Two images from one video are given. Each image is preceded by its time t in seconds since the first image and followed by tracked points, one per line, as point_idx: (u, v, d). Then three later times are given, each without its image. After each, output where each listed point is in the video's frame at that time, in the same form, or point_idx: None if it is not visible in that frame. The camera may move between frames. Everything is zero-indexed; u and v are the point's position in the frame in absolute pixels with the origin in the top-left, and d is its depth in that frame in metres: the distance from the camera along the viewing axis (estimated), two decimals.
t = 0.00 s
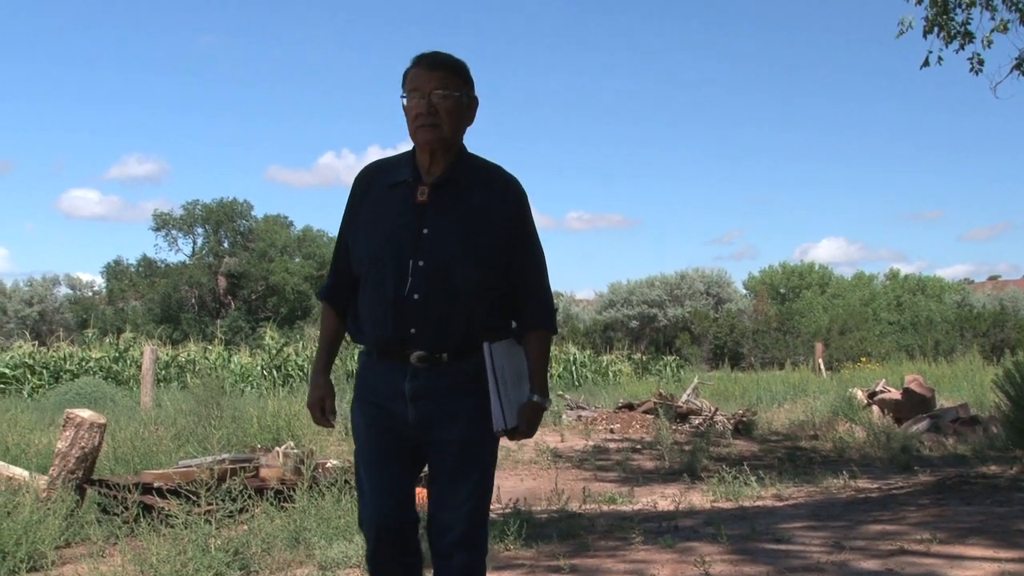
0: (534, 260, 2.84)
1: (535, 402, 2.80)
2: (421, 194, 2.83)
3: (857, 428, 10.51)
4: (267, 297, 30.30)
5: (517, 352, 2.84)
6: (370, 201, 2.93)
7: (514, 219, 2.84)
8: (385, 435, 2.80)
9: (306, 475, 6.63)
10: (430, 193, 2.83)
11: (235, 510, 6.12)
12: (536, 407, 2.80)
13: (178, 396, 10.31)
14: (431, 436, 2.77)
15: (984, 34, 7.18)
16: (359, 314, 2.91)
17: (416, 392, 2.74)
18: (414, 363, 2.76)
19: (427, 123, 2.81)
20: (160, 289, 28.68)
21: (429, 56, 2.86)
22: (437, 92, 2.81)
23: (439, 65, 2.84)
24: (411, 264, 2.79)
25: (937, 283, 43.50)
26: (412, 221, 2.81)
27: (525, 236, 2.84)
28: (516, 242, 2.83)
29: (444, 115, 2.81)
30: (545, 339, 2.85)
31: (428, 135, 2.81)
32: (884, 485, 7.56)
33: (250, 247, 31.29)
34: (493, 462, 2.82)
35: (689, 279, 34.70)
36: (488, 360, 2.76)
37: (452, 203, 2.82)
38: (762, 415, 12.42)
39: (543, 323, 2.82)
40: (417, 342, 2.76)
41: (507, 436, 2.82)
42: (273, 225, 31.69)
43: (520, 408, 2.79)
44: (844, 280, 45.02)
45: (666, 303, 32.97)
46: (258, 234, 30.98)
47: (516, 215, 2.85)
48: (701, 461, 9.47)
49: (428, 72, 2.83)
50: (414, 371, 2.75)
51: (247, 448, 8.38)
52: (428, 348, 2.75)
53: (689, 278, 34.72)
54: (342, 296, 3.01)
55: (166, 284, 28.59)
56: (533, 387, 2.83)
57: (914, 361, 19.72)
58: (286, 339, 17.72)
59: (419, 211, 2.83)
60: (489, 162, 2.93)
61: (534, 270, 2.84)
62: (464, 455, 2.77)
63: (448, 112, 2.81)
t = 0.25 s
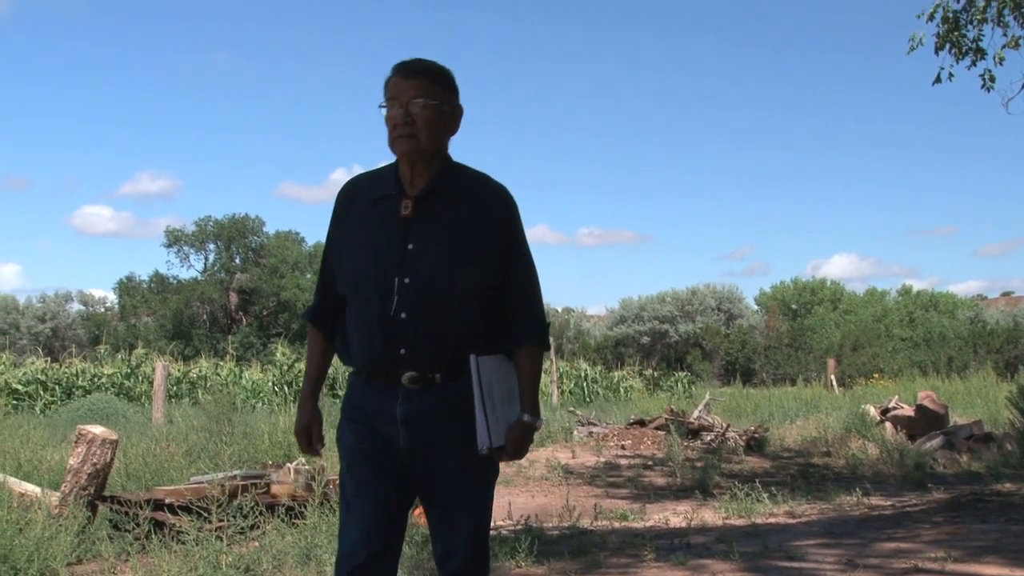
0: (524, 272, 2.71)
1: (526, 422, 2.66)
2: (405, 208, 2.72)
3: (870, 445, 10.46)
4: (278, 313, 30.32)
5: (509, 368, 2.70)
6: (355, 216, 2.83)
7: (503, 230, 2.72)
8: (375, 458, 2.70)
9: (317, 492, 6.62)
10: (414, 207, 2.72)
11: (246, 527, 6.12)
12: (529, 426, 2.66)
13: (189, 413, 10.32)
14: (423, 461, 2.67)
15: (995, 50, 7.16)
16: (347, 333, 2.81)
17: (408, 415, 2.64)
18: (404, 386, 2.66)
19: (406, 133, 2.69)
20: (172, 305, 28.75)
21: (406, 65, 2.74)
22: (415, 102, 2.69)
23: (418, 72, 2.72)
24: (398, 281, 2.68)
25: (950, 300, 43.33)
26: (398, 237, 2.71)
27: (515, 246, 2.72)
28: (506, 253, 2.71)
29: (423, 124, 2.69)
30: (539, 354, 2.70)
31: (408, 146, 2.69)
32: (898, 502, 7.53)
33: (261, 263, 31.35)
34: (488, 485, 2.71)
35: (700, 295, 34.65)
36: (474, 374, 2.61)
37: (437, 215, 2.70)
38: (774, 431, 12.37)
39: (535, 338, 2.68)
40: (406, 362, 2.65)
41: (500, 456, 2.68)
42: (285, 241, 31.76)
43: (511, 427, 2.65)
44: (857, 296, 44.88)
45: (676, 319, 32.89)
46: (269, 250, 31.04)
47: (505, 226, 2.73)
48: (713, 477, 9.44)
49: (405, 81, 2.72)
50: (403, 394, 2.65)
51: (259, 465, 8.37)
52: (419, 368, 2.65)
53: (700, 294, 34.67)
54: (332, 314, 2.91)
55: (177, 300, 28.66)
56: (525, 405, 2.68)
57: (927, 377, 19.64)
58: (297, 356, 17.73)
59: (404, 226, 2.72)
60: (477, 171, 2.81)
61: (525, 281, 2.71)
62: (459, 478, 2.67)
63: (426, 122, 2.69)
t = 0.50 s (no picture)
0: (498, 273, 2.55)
1: (507, 431, 2.49)
2: (369, 209, 2.56)
3: (883, 460, 10.41)
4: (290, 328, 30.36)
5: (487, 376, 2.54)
6: (319, 221, 2.69)
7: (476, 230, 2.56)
8: (348, 474, 2.54)
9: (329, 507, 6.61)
10: (379, 209, 2.57)
11: (258, 541, 6.18)
12: (509, 435, 2.48)
13: (201, 427, 10.34)
14: (398, 477, 2.51)
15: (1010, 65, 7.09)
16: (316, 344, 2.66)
17: (378, 429, 2.48)
18: (375, 397, 2.50)
19: (363, 133, 2.54)
20: (185, 320, 28.84)
21: (360, 62, 2.59)
22: (370, 98, 2.53)
23: (373, 68, 2.56)
24: (363, 286, 2.53)
25: (963, 314, 43.19)
26: (364, 240, 2.55)
27: (488, 246, 2.56)
28: (477, 256, 2.55)
29: (379, 122, 2.52)
30: (516, 359, 2.54)
31: (366, 146, 2.54)
32: (912, 518, 7.48)
33: (273, 278, 31.42)
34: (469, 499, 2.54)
35: (712, 309, 34.61)
36: (449, 383, 2.47)
37: (403, 215, 2.55)
38: (786, 446, 12.33)
39: (511, 341, 2.52)
40: (376, 372, 2.49)
41: (480, 468, 2.51)
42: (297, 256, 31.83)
43: (490, 437, 2.48)
44: (870, 311, 44.78)
45: (688, 333, 32.83)
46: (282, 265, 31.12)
47: (477, 225, 2.56)
48: (725, 492, 9.40)
49: (359, 78, 2.56)
50: (374, 405, 2.50)
51: (270, 479, 8.36)
52: (391, 378, 2.48)
53: (712, 309, 34.63)
54: (299, 325, 2.78)
55: (190, 315, 28.73)
56: (505, 413, 2.51)
57: (940, 392, 19.58)
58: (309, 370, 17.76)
59: (369, 228, 2.56)
60: (445, 168, 2.64)
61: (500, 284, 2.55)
62: (436, 493, 2.49)
63: (382, 119, 2.52)
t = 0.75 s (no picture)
0: (481, 269, 2.44)
1: (490, 434, 2.36)
2: (344, 205, 2.47)
3: (897, 472, 10.37)
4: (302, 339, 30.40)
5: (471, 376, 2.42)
6: (293, 220, 2.59)
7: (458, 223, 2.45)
8: (328, 477, 2.44)
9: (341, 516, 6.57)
10: (356, 203, 2.47)
11: (270, 553, 6.17)
12: (492, 438, 2.36)
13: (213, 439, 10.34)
14: (376, 482, 2.38)
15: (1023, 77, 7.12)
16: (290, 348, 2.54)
17: (353, 431, 2.36)
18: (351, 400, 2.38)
19: (335, 125, 2.47)
20: (197, 331, 28.89)
21: (334, 53, 2.53)
22: (343, 89, 2.46)
23: (346, 57, 2.50)
24: (338, 285, 2.42)
25: (977, 325, 43.09)
26: (339, 237, 2.45)
27: (472, 241, 2.46)
28: (460, 251, 2.44)
29: (351, 113, 2.46)
30: (502, 360, 2.42)
31: (339, 138, 2.47)
32: (926, 530, 7.45)
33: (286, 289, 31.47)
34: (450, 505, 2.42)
35: (724, 321, 34.58)
36: (434, 383, 2.34)
37: (381, 210, 2.45)
38: (799, 458, 12.28)
39: (497, 339, 2.40)
40: (352, 375, 2.38)
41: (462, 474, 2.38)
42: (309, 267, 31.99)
43: (473, 440, 2.36)
44: (883, 322, 44.69)
45: (700, 344, 32.77)
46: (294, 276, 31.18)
47: (459, 218, 2.46)
48: (738, 504, 9.37)
49: (334, 68, 2.50)
50: (348, 408, 2.38)
51: (282, 491, 8.35)
52: (367, 381, 2.37)
53: (724, 320, 34.61)
54: (265, 332, 2.67)
55: (203, 327, 28.79)
56: (489, 416, 2.38)
57: (954, 404, 19.51)
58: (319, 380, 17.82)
59: (345, 223, 2.46)
60: (424, 160, 2.56)
61: (485, 281, 2.44)
62: (416, 499, 2.36)
63: (357, 108, 2.46)
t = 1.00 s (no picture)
0: (475, 282, 2.42)
1: (484, 462, 2.35)
2: (335, 213, 2.46)
3: (909, 483, 10.34)
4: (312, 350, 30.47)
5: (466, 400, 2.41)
6: (281, 226, 2.57)
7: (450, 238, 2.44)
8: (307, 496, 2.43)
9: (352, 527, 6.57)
10: (347, 213, 2.46)
11: (281, 563, 6.17)
12: (485, 466, 2.35)
13: (224, 449, 10.36)
14: (356, 507, 2.40)
15: None
16: (272, 356, 2.52)
17: (333, 453, 2.36)
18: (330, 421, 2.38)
19: (326, 127, 2.43)
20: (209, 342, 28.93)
21: (329, 49, 2.48)
22: (336, 90, 2.42)
23: (339, 57, 2.45)
24: (325, 297, 2.41)
25: (989, 335, 42.91)
26: (327, 249, 2.44)
27: (465, 255, 2.44)
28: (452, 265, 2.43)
29: (342, 116, 2.41)
30: (496, 383, 2.39)
31: (329, 143, 2.43)
32: (938, 542, 7.43)
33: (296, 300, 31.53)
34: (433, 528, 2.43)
35: (734, 331, 34.51)
36: (424, 411, 2.36)
37: (371, 222, 2.44)
38: (811, 469, 12.24)
39: (487, 360, 2.38)
40: (333, 393, 2.36)
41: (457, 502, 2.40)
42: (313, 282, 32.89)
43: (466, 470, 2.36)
44: (895, 332, 44.55)
45: (711, 354, 32.68)
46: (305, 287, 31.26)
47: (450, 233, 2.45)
48: (749, 515, 9.34)
49: (327, 67, 2.46)
50: (329, 430, 2.38)
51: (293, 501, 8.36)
52: (347, 402, 2.36)
53: (735, 330, 34.53)
54: (245, 341, 2.60)
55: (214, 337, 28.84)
56: (483, 443, 2.36)
57: (966, 416, 19.44)
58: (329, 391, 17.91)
59: (335, 235, 2.46)
60: (419, 169, 2.54)
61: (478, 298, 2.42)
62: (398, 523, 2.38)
63: (351, 112, 2.42)
